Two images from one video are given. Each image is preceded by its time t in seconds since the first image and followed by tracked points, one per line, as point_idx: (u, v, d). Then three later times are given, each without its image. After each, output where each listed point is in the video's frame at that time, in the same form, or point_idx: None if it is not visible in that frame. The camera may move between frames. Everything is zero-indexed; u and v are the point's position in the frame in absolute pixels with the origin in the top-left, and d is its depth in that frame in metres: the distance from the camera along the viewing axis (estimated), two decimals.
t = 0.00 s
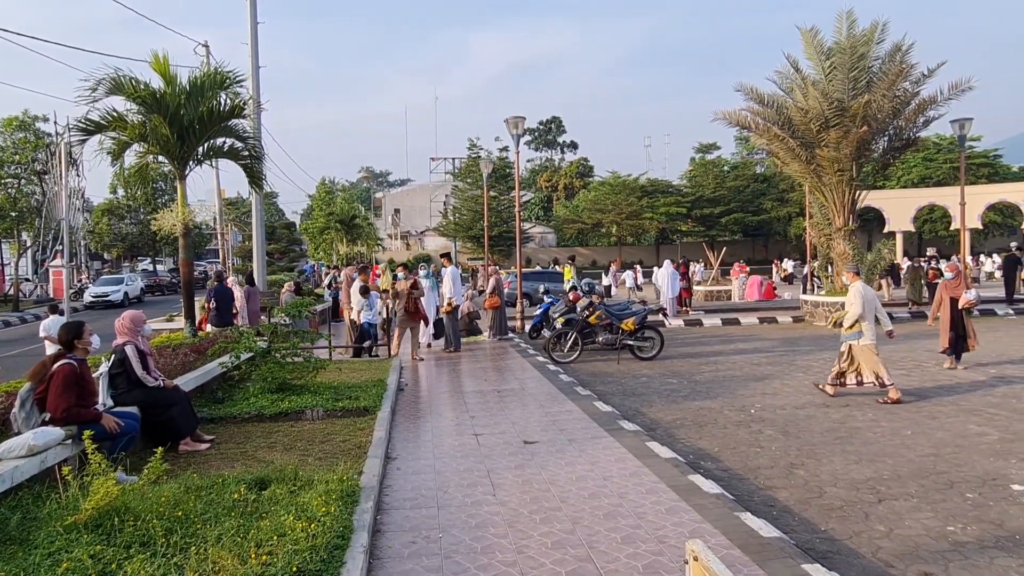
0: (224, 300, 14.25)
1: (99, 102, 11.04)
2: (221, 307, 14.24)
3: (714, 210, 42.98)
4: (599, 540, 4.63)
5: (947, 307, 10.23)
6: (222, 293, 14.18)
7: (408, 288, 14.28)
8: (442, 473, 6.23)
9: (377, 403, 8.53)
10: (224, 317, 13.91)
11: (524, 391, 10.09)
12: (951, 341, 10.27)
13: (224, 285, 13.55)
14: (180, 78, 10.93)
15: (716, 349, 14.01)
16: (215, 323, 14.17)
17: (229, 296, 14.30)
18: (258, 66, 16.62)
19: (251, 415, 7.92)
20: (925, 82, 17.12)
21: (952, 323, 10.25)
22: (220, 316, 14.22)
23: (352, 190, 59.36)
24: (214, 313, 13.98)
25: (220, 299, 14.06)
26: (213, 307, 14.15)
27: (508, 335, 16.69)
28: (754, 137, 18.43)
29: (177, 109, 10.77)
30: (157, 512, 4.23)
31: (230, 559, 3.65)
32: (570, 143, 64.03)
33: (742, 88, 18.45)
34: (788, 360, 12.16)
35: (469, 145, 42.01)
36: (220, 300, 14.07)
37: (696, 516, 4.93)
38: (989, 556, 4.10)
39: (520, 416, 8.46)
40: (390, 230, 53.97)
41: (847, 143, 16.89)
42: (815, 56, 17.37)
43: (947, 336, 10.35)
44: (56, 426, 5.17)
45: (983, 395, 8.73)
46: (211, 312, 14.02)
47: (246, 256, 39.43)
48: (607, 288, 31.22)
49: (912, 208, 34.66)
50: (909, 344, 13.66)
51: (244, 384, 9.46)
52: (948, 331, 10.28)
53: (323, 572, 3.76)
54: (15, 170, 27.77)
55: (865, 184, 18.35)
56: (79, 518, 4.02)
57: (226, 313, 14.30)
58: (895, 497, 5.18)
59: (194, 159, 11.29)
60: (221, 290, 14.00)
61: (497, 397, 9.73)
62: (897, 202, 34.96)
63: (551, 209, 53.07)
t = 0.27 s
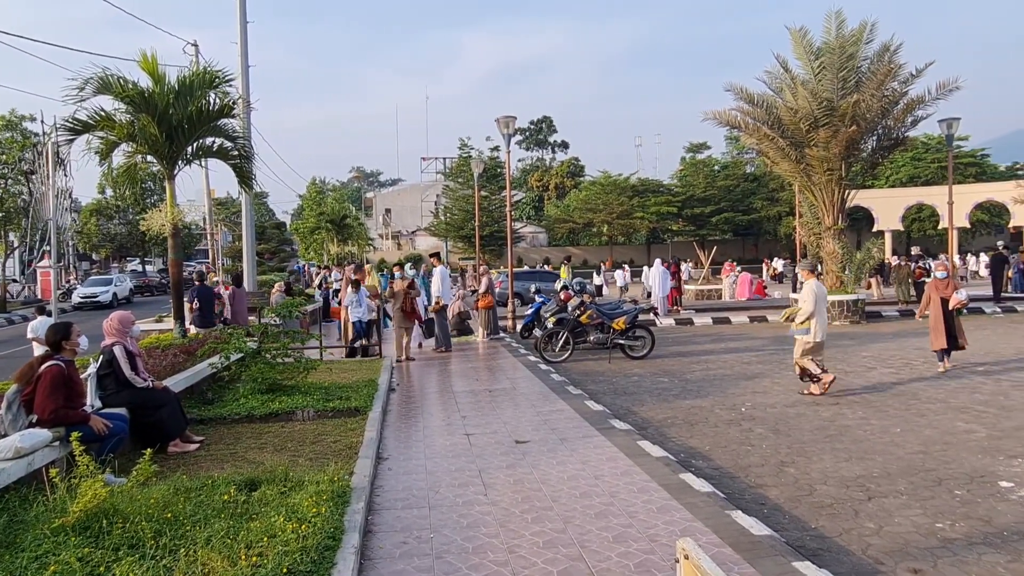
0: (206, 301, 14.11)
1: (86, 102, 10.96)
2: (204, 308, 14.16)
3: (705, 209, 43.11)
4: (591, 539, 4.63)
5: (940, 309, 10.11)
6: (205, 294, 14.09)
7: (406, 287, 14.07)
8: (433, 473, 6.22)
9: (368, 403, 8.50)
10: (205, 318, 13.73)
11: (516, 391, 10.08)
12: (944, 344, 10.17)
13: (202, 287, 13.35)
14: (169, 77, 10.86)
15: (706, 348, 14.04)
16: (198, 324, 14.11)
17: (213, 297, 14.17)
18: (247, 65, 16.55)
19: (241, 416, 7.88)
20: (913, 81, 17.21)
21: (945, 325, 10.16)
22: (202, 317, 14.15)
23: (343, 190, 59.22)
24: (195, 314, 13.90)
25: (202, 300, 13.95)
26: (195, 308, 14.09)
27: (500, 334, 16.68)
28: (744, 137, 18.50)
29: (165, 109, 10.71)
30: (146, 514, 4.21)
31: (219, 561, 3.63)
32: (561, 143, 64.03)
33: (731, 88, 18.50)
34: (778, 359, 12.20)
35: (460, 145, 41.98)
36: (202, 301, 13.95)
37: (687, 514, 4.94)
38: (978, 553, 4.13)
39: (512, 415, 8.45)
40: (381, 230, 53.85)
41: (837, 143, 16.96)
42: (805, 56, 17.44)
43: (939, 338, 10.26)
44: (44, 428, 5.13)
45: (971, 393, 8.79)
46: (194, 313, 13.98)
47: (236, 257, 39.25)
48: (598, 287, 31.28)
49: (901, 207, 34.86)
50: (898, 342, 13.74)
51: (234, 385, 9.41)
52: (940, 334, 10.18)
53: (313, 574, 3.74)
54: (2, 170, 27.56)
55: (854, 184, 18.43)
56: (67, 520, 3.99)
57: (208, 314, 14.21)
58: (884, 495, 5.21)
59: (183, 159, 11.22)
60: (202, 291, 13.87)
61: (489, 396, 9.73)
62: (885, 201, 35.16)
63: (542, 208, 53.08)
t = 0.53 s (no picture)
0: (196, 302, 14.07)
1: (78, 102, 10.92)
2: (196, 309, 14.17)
3: (699, 209, 43.18)
4: (585, 538, 4.63)
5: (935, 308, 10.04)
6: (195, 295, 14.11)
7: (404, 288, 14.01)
8: (428, 474, 6.20)
9: (362, 404, 8.48)
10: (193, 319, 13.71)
11: (510, 390, 10.08)
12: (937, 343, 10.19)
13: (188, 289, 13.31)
14: (162, 77, 10.83)
15: (700, 347, 14.06)
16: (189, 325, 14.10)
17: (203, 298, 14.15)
18: (241, 65, 16.50)
19: (235, 417, 7.86)
20: (906, 81, 17.28)
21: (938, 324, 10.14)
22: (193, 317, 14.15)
23: (337, 190, 59.09)
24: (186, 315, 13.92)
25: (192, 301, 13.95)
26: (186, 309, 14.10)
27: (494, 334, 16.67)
28: (737, 137, 18.51)
29: (159, 109, 10.68)
30: (140, 515, 4.19)
31: (213, 563, 3.62)
32: (555, 143, 64.00)
33: (725, 88, 18.54)
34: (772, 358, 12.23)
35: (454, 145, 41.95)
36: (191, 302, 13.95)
37: (682, 514, 4.94)
38: (970, 550, 4.14)
39: (506, 415, 8.45)
40: (375, 230, 53.77)
41: (830, 142, 17.01)
42: (798, 56, 17.49)
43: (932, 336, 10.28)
44: (36, 429, 5.09)
45: (963, 391, 8.82)
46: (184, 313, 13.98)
47: (230, 257, 39.11)
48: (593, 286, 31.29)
49: (894, 207, 34.99)
50: (891, 341, 13.78)
51: (228, 385, 9.37)
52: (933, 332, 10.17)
53: None
54: None
55: (847, 183, 18.49)
56: (59, 522, 3.97)
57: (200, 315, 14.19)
58: (879, 493, 5.22)
59: (177, 159, 11.19)
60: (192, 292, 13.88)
61: (484, 396, 9.72)
62: (879, 200, 35.28)
63: (537, 208, 53.08)
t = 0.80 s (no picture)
0: (188, 303, 14.03)
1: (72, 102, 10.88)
2: (190, 309, 14.12)
3: (694, 209, 43.24)
4: (581, 538, 4.63)
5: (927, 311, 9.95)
6: (189, 296, 14.07)
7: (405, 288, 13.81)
8: (424, 474, 6.19)
9: (357, 404, 8.47)
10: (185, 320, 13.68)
11: (506, 391, 10.07)
12: (931, 343, 10.17)
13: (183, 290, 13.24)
14: (156, 77, 10.79)
15: (696, 347, 14.09)
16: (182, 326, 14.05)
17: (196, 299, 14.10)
18: (235, 65, 16.45)
19: (229, 418, 7.84)
20: (899, 81, 17.34)
21: (932, 325, 10.07)
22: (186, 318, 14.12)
23: (332, 190, 59.03)
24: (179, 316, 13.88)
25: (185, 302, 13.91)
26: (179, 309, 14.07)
27: (490, 334, 16.66)
28: (732, 137, 18.54)
29: (152, 109, 10.65)
30: (134, 517, 4.18)
31: (208, 564, 3.61)
32: (550, 143, 64.01)
33: (719, 88, 18.57)
34: (767, 357, 12.25)
35: (450, 145, 41.93)
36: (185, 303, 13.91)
37: (677, 513, 4.95)
38: (965, 548, 4.15)
39: (502, 415, 8.44)
40: (370, 231, 53.71)
41: (824, 142, 17.05)
42: (792, 56, 17.54)
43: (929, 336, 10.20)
44: (30, 431, 5.07)
45: (957, 390, 8.85)
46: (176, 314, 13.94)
47: (225, 258, 39.01)
48: (588, 286, 31.31)
49: (888, 206, 35.09)
50: (885, 340, 13.81)
51: (223, 386, 9.34)
52: (928, 332, 10.15)
53: None
54: None
55: (841, 183, 18.54)
56: (53, 524, 3.95)
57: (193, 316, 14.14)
58: (873, 492, 5.23)
59: (171, 159, 11.16)
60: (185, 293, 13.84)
61: (480, 396, 9.72)
62: (873, 200, 35.40)
63: (532, 208, 53.09)
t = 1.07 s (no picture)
0: (182, 304, 13.99)
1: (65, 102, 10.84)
2: (184, 310, 14.09)
3: (689, 209, 43.29)
4: (577, 538, 4.63)
5: (922, 311, 9.91)
6: (182, 296, 14.05)
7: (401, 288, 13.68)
8: (419, 475, 6.19)
9: (352, 405, 8.46)
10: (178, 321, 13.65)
11: (501, 391, 10.08)
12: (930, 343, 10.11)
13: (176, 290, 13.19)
14: (149, 78, 10.76)
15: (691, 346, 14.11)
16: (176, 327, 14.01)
17: (189, 299, 14.06)
18: (229, 65, 16.42)
19: (224, 420, 7.82)
20: (893, 81, 17.39)
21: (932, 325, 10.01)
22: (180, 318, 14.09)
23: (327, 191, 58.92)
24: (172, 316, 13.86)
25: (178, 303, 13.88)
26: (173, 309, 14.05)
27: (485, 334, 16.67)
28: (726, 137, 18.57)
29: (146, 109, 10.62)
30: (129, 519, 4.17)
31: (203, 566, 3.60)
32: (545, 143, 63.97)
33: (714, 88, 18.60)
34: (762, 357, 12.27)
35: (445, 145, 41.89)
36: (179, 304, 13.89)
37: (673, 513, 4.96)
38: (958, 547, 4.17)
39: (497, 416, 8.44)
40: (365, 231, 53.64)
41: (818, 141, 17.10)
42: (786, 56, 17.58)
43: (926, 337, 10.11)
44: (23, 433, 5.06)
45: (951, 388, 8.88)
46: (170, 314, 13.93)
47: (219, 259, 38.87)
48: (584, 286, 31.33)
49: (882, 206, 35.20)
50: (879, 339, 13.85)
51: (218, 388, 9.32)
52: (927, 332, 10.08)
53: None
54: None
55: (835, 183, 18.58)
56: (47, 526, 3.93)
57: (186, 317, 14.10)
58: (867, 490, 5.25)
59: (165, 160, 11.13)
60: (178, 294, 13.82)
61: (476, 397, 9.72)
62: (867, 200, 35.50)
63: (527, 208, 53.07)
